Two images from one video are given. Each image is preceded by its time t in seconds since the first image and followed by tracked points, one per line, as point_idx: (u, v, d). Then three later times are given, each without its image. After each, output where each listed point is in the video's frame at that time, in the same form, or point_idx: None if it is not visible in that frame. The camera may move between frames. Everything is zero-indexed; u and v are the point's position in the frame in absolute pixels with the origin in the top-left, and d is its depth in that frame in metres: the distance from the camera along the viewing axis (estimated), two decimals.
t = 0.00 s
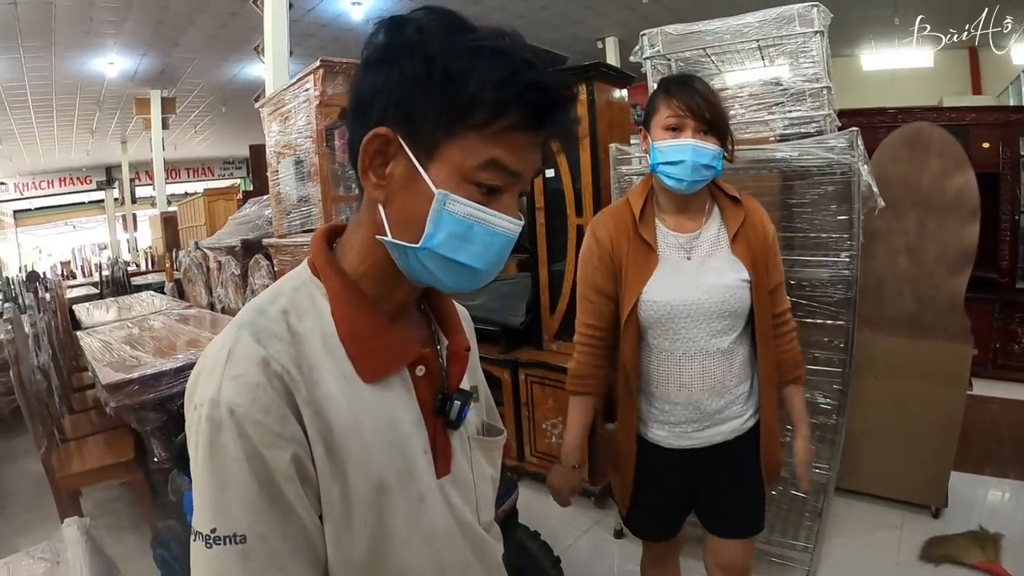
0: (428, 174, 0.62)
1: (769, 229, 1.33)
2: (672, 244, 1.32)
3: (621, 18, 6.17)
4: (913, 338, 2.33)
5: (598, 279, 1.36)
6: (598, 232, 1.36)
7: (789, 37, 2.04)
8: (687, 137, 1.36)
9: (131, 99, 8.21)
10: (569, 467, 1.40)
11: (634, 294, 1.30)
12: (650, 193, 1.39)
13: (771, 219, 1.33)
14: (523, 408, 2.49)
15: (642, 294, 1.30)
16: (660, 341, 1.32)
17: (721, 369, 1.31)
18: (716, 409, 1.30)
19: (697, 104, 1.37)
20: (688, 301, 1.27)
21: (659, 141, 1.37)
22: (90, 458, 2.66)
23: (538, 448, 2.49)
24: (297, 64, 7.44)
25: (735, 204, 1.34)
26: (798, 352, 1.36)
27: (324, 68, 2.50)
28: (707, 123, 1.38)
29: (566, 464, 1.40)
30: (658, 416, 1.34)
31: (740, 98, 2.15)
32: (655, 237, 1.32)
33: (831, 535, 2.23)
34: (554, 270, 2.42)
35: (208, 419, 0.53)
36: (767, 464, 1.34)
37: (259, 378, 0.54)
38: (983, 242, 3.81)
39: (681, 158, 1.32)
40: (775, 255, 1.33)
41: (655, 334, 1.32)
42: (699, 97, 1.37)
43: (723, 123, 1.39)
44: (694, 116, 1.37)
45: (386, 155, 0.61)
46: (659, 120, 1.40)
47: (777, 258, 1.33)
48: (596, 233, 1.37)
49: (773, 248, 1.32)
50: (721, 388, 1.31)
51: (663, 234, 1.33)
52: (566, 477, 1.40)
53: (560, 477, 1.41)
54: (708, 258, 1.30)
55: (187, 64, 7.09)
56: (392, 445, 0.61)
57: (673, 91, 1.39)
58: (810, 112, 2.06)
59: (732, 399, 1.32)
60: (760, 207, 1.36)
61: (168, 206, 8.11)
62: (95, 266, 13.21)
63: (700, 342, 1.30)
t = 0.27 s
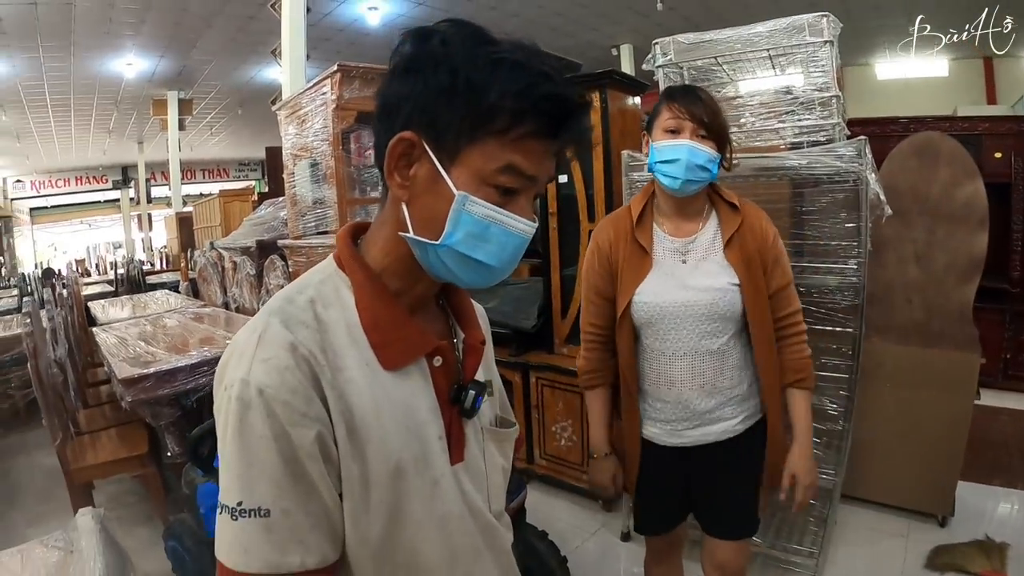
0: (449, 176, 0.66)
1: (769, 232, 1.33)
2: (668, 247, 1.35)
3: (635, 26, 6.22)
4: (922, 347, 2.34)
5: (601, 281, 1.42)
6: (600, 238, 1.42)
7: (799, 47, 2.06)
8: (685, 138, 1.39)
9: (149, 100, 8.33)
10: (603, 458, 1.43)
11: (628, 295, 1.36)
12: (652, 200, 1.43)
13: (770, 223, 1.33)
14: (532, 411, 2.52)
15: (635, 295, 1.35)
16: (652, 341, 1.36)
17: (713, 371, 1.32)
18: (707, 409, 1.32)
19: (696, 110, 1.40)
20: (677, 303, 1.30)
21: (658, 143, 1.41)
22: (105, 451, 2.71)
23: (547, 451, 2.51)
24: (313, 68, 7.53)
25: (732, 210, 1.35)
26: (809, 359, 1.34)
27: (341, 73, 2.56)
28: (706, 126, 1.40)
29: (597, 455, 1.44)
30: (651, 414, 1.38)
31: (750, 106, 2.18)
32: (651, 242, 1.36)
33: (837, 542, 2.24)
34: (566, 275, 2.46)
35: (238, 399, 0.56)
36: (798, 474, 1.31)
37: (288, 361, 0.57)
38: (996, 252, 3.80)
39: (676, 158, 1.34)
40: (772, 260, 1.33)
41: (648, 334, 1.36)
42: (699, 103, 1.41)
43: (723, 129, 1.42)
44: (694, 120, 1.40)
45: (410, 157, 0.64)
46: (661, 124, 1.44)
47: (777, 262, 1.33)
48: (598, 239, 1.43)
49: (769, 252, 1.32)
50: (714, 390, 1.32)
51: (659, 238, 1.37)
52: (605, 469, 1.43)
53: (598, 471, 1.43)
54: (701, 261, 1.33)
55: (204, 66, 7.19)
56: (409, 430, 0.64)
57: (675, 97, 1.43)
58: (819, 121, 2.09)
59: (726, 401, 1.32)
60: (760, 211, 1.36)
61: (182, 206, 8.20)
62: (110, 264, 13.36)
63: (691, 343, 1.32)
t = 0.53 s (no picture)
0: (483, 174, 0.67)
1: (780, 235, 1.33)
2: (678, 254, 1.37)
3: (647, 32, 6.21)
4: (937, 356, 2.33)
5: (614, 284, 1.43)
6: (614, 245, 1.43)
7: (816, 54, 2.07)
8: (695, 143, 1.40)
9: (166, 102, 8.43)
10: (582, 458, 1.40)
11: (637, 299, 1.37)
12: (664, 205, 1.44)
13: (781, 226, 1.33)
14: (546, 415, 2.53)
15: (644, 299, 1.36)
16: (661, 343, 1.37)
17: (723, 374, 1.33)
18: (717, 412, 1.33)
19: (705, 114, 1.41)
20: (686, 305, 1.31)
21: (668, 148, 1.41)
22: (118, 446, 2.74)
23: (559, 455, 2.52)
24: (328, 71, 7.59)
25: (742, 214, 1.35)
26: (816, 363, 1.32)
27: (359, 76, 2.58)
28: (715, 131, 1.41)
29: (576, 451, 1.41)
30: (658, 416, 1.39)
31: (768, 113, 2.18)
32: (662, 246, 1.38)
33: (849, 551, 2.22)
34: (580, 279, 2.47)
35: (272, 388, 0.58)
36: (801, 482, 1.30)
37: (322, 351, 0.59)
38: (1013, 263, 3.77)
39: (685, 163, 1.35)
40: (780, 263, 1.32)
41: (658, 336, 1.37)
42: (708, 108, 1.41)
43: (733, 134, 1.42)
44: (704, 124, 1.41)
45: (444, 155, 0.66)
46: (670, 129, 1.44)
47: (786, 265, 1.32)
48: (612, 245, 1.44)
49: (777, 255, 1.32)
50: (724, 393, 1.33)
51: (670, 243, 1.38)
52: (580, 467, 1.39)
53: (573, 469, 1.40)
54: (709, 265, 1.34)
55: (221, 68, 7.27)
56: (437, 423, 0.65)
57: (684, 102, 1.44)
58: (836, 129, 2.09)
59: (737, 404, 1.33)
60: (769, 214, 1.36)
61: (197, 206, 8.28)
62: (124, 263, 13.50)
63: (701, 346, 1.33)
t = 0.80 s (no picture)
0: (501, 183, 0.67)
1: (788, 242, 1.34)
2: (688, 262, 1.36)
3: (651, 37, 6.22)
4: (943, 364, 2.33)
5: (624, 293, 1.42)
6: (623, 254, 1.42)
7: (823, 62, 2.07)
8: (704, 151, 1.40)
9: (170, 104, 8.46)
10: (606, 469, 1.44)
11: (650, 308, 1.36)
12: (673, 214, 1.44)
13: (789, 233, 1.34)
14: (551, 421, 2.53)
15: (658, 307, 1.35)
16: (674, 352, 1.36)
17: (736, 382, 1.33)
18: (731, 419, 1.33)
19: (713, 122, 1.42)
20: (701, 313, 1.31)
21: (677, 156, 1.42)
22: (121, 449, 2.73)
23: (564, 461, 2.52)
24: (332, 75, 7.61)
25: (751, 221, 1.36)
26: (812, 375, 1.32)
27: (365, 81, 2.59)
28: (725, 139, 1.41)
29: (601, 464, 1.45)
30: (671, 424, 1.38)
31: (774, 121, 2.18)
32: (672, 254, 1.37)
33: (854, 558, 2.21)
34: (587, 285, 2.48)
35: (291, 397, 0.58)
36: (762, 481, 1.29)
37: (341, 360, 0.59)
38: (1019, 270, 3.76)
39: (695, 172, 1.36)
40: (788, 270, 1.33)
41: (670, 344, 1.36)
42: (716, 116, 1.42)
43: (740, 143, 1.43)
44: (712, 132, 1.41)
45: (462, 164, 0.66)
46: (678, 137, 1.44)
47: (795, 272, 1.33)
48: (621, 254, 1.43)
49: (785, 263, 1.33)
50: (737, 401, 1.33)
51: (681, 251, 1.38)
52: (607, 479, 1.43)
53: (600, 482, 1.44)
54: (721, 272, 1.33)
55: (226, 72, 7.30)
56: (454, 432, 0.65)
57: (693, 110, 1.44)
58: (843, 136, 2.08)
59: (749, 410, 1.34)
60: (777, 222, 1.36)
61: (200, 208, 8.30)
62: (127, 265, 13.53)
63: (714, 354, 1.33)
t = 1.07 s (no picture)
0: (501, 191, 0.67)
1: (790, 246, 1.35)
2: (692, 266, 1.36)
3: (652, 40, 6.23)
4: (943, 367, 2.33)
5: (626, 298, 1.42)
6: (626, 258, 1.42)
7: (824, 66, 2.07)
8: (709, 157, 1.41)
9: (172, 106, 8.47)
10: (627, 479, 1.41)
11: (655, 313, 1.36)
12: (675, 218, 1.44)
13: (792, 237, 1.36)
14: (552, 424, 2.53)
15: (662, 312, 1.35)
16: (679, 356, 1.36)
17: (742, 385, 1.33)
18: (736, 423, 1.33)
19: (718, 128, 1.42)
20: (707, 317, 1.31)
21: (682, 161, 1.42)
22: (122, 451, 2.74)
23: (565, 464, 2.52)
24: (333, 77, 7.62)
25: (755, 225, 1.37)
26: (824, 375, 1.34)
27: (367, 84, 2.59)
28: (728, 145, 1.42)
29: (620, 475, 1.41)
30: (677, 429, 1.38)
31: (775, 125, 2.19)
32: (676, 258, 1.37)
33: (854, 561, 2.21)
34: (588, 289, 2.50)
35: (292, 402, 0.58)
36: (804, 487, 1.32)
37: (342, 365, 0.59)
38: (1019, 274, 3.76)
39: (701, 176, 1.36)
40: (793, 273, 1.34)
41: (675, 349, 1.36)
42: (720, 121, 1.43)
43: (743, 148, 1.44)
44: (717, 138, 1.42)
45: (462, 171, 0.66)
46: (683, 142, 1.45)
47: (798, 275, 1.35)
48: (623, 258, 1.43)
49: (790, 265, 1.34)
50: (743, 404, 1.33)
51: (685, 255, 1.38)
52: (629, 488, 1.40)
53: (621, 492, 1.40)
54: (726, 276, 1.34)
55: (227, 74, 7.32)
56: (455, 436, 0.66)
57: (696, 115, 1.44)
58: (843, 140, 2.09)
59: (754, 413, 1.34)
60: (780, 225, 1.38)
61: (202, 210, 8.31)
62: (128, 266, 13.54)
63: (720, 358, 1.33)
